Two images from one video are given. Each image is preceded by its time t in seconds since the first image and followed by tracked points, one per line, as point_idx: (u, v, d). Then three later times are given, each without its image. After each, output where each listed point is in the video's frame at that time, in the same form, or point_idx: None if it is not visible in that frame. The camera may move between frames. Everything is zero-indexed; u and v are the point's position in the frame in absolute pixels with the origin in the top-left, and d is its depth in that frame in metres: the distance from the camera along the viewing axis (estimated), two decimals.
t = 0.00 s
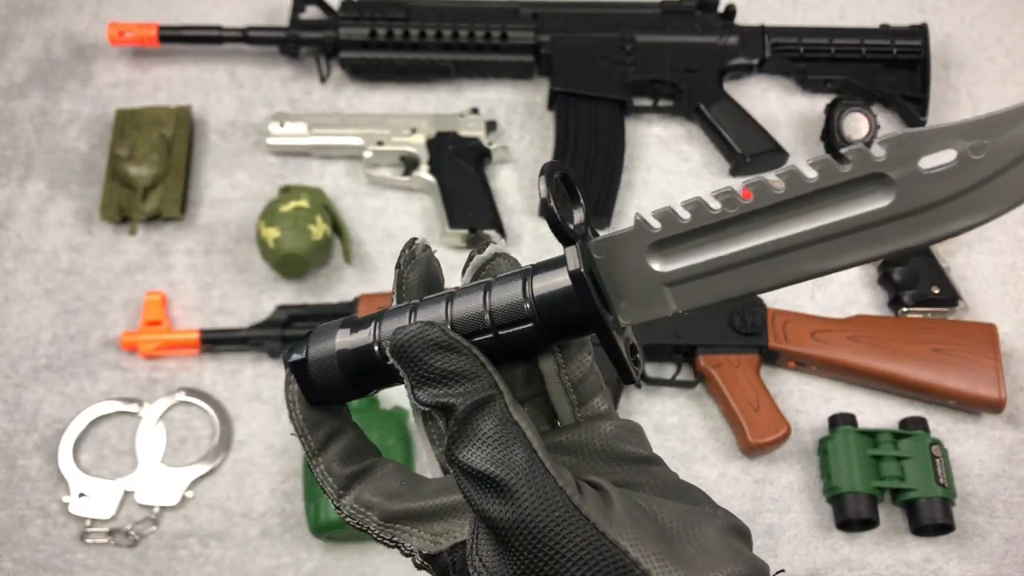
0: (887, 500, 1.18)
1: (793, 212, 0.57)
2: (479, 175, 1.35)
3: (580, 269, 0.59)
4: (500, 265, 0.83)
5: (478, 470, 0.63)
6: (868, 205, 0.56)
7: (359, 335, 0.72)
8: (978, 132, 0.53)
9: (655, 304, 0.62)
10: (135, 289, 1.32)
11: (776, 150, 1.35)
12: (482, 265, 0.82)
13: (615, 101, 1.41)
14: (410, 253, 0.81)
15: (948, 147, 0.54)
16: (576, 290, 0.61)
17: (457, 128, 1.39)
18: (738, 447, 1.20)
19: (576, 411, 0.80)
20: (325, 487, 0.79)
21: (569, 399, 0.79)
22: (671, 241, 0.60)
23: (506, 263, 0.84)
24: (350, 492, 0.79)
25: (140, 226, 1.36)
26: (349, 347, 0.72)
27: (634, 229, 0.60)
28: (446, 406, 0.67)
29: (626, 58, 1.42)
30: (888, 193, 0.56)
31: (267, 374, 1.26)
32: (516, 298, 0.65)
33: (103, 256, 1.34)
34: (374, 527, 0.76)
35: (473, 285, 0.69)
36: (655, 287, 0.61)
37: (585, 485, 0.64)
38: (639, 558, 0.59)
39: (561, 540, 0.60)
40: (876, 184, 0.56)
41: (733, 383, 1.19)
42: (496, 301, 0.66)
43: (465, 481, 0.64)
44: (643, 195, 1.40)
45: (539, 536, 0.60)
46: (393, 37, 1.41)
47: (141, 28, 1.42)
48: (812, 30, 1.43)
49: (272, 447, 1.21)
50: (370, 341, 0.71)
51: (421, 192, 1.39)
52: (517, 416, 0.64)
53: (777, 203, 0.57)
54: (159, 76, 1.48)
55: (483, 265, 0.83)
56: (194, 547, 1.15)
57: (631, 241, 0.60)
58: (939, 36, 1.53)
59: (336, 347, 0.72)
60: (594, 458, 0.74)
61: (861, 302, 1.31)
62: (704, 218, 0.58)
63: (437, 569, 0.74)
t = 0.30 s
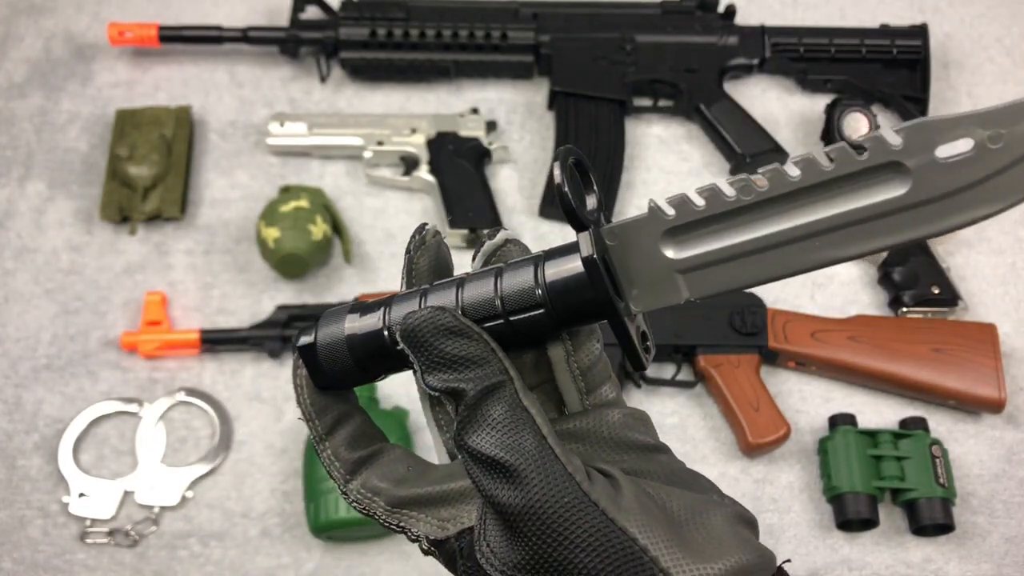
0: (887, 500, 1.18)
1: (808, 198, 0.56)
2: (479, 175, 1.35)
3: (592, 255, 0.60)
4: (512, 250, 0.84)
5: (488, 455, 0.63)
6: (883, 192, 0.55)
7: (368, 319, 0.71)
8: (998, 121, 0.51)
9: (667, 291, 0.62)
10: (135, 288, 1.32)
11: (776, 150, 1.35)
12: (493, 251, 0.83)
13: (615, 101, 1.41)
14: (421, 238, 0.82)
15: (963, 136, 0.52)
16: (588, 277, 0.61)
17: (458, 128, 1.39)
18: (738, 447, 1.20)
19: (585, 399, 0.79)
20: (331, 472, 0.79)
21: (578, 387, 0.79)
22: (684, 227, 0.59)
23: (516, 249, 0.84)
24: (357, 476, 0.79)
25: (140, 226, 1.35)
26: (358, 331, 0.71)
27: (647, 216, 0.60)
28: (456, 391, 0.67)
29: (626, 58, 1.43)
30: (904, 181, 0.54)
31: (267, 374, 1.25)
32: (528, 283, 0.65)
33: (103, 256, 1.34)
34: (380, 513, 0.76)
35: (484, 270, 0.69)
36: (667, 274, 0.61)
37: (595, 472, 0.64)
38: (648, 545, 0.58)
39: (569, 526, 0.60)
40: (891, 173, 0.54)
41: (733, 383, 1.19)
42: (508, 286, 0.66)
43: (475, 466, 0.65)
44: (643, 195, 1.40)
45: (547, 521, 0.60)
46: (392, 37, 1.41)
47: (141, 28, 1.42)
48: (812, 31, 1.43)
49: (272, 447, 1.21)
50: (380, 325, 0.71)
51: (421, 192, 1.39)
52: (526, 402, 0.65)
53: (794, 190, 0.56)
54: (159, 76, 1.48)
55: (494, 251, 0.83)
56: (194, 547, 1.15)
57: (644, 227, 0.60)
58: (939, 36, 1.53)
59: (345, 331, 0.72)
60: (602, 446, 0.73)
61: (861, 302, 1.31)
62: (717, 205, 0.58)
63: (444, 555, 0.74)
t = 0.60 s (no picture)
0: (887, 500, 1.18)
1: (783, 200, 0.57)
2: (479, 175, 1.35)
3: (569, 258, 0.60)
4: (488, 253, 0.82)
5: (465, 460, 0.63)
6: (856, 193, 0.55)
7: (344, 325, 0.72)
8: (965, 121, 0.53)
9: (641, 293, 0.62)
10: (135, 288, 1.32)
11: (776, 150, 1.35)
12: (468, 254, 0.81)
13: (615, 101, 1.41)
14: (395, 242, 0.81)
15: (932, 134, 0.53)
16: (563, 281, 0.61)
17: (457, 128, 1.39)
18: (738, 447, 1.20)
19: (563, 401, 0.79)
20: (309, 478, 0.80)
21: (556, 389, 0.79)
22: (659, 229, 0.60)
23: (492, 252, 0.83)
24: (335, 483, 0.79)
25: (140, 226, 1.35)
26: (334, 338, 0.72)
27: (621, 219, 0.60)
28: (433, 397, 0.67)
29: (626, 58, 1.43)
30: (876, 182, 0.55)
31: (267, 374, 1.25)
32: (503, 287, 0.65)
33: (103, 256, 1.34)
34: (359, 519, 0.75)
35: (461, 274, 0.69)
36: (642, 276, 0.61)
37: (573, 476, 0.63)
38: (625, 549, 0.58)
39: (546, 530, 0.59)
40: (863, 173, 0.55)
41: (733, 383, 1.19)
42: (483, 290, 0.66)
43: (451, 472, 0.64)
44: (643, 195, 1.40)
45: (524, 526, 0.60)
46: (392, 37, 1.41)
47: (141, 28, 1.42)
48: (812, 31, 1.44)
49: (272, 447, 1.21)
50: (355, 331, 0.71)
51: (421, 192, 1.39)
52: (504, 406, 0.64)
53: (764, 192, 0.57)
54: (159, 75, 1.48)
55: (468, 254, 0.82)
56: (194, 547, 1.15)
57: (619, 230, 0.60)
58: (939, 36, 1.53)
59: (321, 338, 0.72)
60: (579, 449, 0.73)
61: (861, 302, 1.31)
62: (690, 207, 0.58)
63: (423, 562, 0.72)
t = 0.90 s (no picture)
0: (887, 500, 1.18)
1: (755, 201, 0.53)
2: (479, 176, 1.35)
3: (546, 278, 0.59)
4: (438, 271, 0.81)
5: (444, 506, 0.60)
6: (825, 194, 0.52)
7: (297, 364, 0.67)
8: (936, 105, 0.47)
9: (619, 301, 0.59)
10: (135, 288, 1.32)
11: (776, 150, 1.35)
12: (419, 274, 0.79)
13: (615, 101, 1.41)
14: (337, 270, 0.79)
15: (903, 124, 0.48)
16: (542, 300, 0.60)
17: (457, 128, 1.39)
18: (738, 447, 1.20)
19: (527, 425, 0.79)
20: (256, 536, 0.72)
21: (519, 411, 0.78)
22: (631, 237, 0.56)
23: (441, 270, 0.82)
24: (287, 537, 0.73)
25: (140, 226, 1.35)
26: (286, 379, 0.67)
27: (588, 231, 0.56)
28: (407, 437, 0.63)
29: (626, 58, 1.43)
30: (844, 175, 0.51)
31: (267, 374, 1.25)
32: (474, 308, 0.62)
33: (103, 256, 1.34)
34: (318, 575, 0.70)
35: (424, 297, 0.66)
36: (616, 285, 0.58)
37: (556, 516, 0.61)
38: None
39: None
40: (832, 169, 0.51)
41: (733, 383, 1.19)
42: (451, 312, 0.63)
43: (428, 517, 0.61)
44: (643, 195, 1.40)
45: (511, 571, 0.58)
46: (393, 37, 1.41)
47: (141, 28, 1.42)
48: (811, 31, 1.44)
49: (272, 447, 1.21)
50: (310, 371, 0.67)
51: (421, 192, 1.38)
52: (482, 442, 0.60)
53: (733, 192, 0.53)
54: (159, 75, 1.48)
55: (419, 273, 0.79)
56: (193, 547, 1.15)
57: (587, 243, 0.56)
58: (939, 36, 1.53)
59: (271, 382, 0.67)
60: (548, 477, 0.72)
61: (861, 302, 1.31)
62: (661, 213, 0.54)
63: None
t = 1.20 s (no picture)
0: (887, 500, 1.18)
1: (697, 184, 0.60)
2: (479, 176, 1.35)
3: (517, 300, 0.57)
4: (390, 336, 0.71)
5: None
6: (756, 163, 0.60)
7: (247, 455, 0.62)
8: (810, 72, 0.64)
9: (589, 318, 0.59)
10: (135, 288, 1.32)
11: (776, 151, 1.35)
12: (368, 342, 0.68)
13: (615, 101, 1.41)
14: (281, 351, 0.72)
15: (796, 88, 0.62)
16: (517, 326, 0.58)
17: (457, 128, 1.39)
18: (738, 447, 1.20)
19: (491, 493, 0.68)
20: None
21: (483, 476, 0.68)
22: (594, 245, 0.59)
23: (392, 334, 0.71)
24: None
25: (140, 226, 1.35)
26: (240, 473, 0.61)
27: (552, 246, 0.59)
28: (392, 508, 0.59)
29: (626, 58, 1.43)
30: (767, 142, 0.61)
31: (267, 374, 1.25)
32: (444, 355, 0.59)
33: (103, 256, 1.34)
34: None
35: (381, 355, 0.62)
36: (586, 298, 0.59)
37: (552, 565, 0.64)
38: None
39: None
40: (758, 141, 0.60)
41: (733, 383, 1.19)
42: (416, 361, 0.60)
43: None
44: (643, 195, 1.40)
45: None
46: (393, 37, 1.41)
47: (141, 28, 1.42)
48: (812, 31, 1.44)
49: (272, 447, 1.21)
50: (264, 463, 0.61)
51: (421, 192, 1.38)
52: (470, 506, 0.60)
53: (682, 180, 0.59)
54: (159, 75, 1.48)
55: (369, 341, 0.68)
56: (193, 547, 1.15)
57: (553, 257, 0.58)
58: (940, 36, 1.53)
59: (223, 482, 0.61)
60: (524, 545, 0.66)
61: (861, 302, 1.31)
62: (620, 214, 0.59)
63: None
